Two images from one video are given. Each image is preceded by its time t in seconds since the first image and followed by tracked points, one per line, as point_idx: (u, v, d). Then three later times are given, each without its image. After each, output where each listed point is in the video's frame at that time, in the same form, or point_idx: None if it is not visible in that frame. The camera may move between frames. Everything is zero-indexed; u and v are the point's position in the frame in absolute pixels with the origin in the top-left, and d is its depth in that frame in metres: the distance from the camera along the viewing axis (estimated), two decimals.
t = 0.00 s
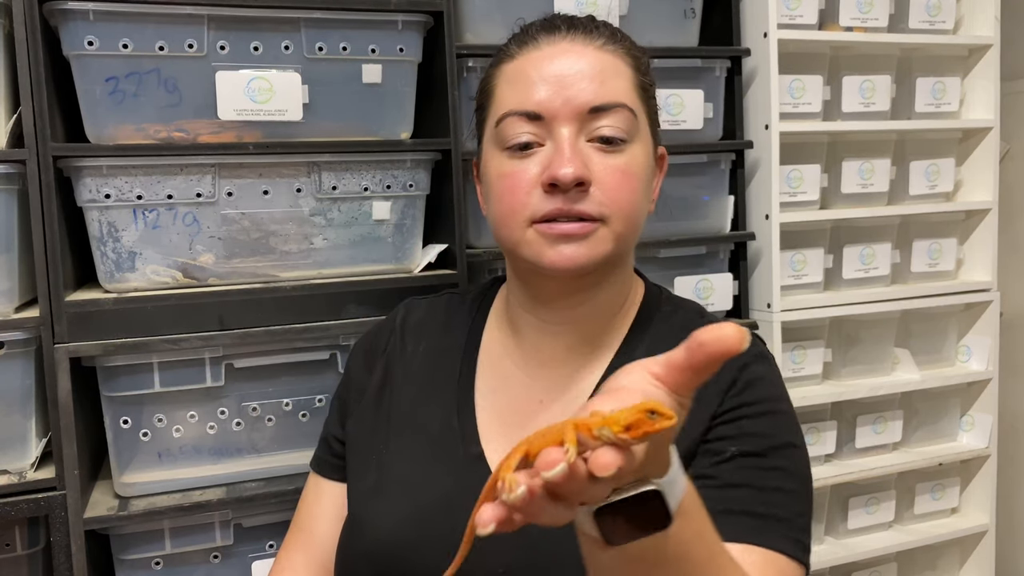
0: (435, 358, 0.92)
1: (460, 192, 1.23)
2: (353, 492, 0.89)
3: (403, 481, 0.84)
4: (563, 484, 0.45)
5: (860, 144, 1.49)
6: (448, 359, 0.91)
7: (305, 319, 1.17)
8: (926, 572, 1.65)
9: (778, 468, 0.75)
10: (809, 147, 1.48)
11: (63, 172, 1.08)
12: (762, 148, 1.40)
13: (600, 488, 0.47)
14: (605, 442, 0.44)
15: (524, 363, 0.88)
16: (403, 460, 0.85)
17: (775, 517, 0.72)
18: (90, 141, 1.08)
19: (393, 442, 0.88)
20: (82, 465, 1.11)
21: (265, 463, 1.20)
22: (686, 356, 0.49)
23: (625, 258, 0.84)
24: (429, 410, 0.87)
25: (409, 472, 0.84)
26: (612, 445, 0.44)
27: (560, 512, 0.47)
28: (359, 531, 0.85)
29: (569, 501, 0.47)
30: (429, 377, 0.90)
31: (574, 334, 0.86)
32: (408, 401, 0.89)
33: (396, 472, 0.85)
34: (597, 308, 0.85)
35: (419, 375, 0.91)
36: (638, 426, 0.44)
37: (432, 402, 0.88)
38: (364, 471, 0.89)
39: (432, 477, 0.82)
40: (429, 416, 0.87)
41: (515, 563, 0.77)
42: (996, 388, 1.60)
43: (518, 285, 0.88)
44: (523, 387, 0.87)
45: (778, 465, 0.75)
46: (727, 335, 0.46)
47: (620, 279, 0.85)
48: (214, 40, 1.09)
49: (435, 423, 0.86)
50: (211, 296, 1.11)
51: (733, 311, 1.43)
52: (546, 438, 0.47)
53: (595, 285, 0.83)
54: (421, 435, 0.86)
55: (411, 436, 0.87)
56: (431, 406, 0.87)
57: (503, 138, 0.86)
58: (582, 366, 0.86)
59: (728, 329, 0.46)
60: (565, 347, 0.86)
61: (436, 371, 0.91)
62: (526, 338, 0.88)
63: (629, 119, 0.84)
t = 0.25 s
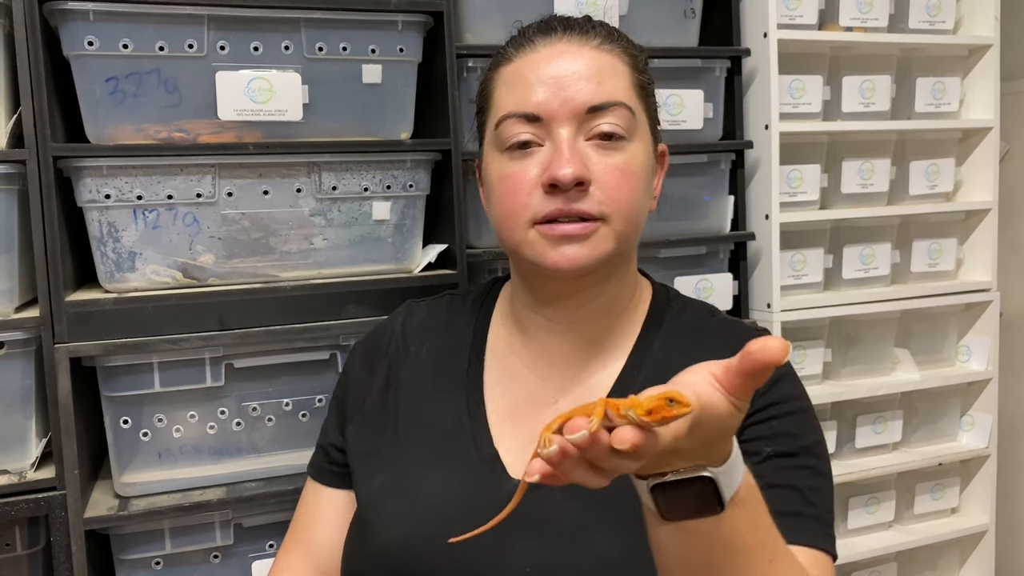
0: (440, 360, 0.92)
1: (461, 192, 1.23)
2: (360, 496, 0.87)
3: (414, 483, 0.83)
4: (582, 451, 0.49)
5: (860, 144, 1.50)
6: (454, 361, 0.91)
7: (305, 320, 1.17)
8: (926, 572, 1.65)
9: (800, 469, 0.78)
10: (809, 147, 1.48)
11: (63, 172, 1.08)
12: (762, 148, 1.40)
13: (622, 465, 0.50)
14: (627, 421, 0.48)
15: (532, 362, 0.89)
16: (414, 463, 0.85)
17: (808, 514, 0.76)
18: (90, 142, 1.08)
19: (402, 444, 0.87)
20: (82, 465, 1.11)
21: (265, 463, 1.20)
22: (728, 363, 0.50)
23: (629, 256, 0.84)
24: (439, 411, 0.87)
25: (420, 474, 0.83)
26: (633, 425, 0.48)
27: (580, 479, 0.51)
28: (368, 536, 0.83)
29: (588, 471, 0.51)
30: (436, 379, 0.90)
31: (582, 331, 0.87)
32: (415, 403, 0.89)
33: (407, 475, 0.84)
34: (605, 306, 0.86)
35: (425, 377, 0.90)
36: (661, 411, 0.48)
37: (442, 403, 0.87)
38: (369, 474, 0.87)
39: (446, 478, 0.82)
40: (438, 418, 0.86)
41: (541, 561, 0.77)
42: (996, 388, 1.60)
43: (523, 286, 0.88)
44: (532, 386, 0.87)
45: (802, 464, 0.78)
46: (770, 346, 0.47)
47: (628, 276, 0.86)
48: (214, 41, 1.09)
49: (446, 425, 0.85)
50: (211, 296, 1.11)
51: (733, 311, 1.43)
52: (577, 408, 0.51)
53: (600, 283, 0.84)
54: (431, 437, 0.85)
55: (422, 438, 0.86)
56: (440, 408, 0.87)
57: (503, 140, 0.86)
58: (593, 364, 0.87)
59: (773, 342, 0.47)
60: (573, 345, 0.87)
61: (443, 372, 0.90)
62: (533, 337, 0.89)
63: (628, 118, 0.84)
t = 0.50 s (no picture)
0: (446, 362, 0.91)
1: (461, 192, 1.23)
2: (370, 498, 0.86)
3: (428, 486, 0.82)
4: (602, 437, 0.48)
5: (860, 144, 1.50)
6: (461, 362, 0.90)
7: (305, 320, 1.17)
8: (926, 572, 1.65)
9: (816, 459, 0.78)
10: (809, 147, 1.48)
11: (63, 172, 1.08)
12: (762, 148, 1.40)
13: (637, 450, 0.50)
14: (644, 411, 0.47)
15: (536, 361, 0.89)
16: (427, 465, 0.84)
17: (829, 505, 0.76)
18: (90, 141, 1.08)
19: (413, 447, 0.86)
20: (82, 465, 1.11)
21: (265, 463, 1.20)
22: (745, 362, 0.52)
23: (631, 253, 0.85)
24: (449, 412, 0.86)
25: (435, 476, 0.82)
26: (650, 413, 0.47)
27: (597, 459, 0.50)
28: (384, 540, 0.82)
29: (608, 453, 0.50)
30: (444, 380, 0.89)
31: (588, 329, 0.87)
32: (425, 405, 0.88)
33: (421, 477, 0.83)
34: (611, 305, 0.86)
35: (433, 378, 0.90)
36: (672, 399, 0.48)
37: (452, 404, 0.87)
38: (381, 477, 0.86)
39: (463, 478, 0.81)
40: (449, 420, 0.86)
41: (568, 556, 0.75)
42: (996, 388, 1.60)
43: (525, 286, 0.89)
44: (538, 385, 0.87)
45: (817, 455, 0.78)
46: (777, 349, 0.49)
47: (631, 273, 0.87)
48: (214, 41, 1.09)
49: (458, 426, 0.85)
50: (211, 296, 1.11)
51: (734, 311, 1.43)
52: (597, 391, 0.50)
53: (604, 283, 0.84)
54: (444, 439, 0.85)
55: (434, 440, 0.85)
56: (451, 409, 0.86)
57: (502, 144, 0.86)
58: (600, 361, 0.87)
59: (779, 346, 0.49)
60: (578, 344, 0.87)
61: (450, 373, 0.90)
62: (538, 337, 0.89)
63: (625, 119, 0.84)
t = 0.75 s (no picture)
0: (449, 364, 0.90)
1: (461, 192, 1.23)
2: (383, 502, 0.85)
3: (443, 488, 0.82)
4: (690, 444, 0.55)
5: (860, 144, 1.50)
6: (465, 362, 0.90)
7: (305, 320, 1.17)
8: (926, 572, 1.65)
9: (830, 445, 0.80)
10: (809, 147, 1.48)
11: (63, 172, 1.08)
12: (762, 148, 1.40)
13: (723, 454, 0.56)
14: (726, 416, 0.54)
15: (535, 362, 0.89)
16: (439, 468, 0.83)
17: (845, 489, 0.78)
18: (90, 141, 1.08)
19: (423, 449, 0.85)
20: (82, 465, 1.11)
21: (265, 463, 1.20)
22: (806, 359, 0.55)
23: (627, 252, 0.85)
24: (457, 414, 0.86)
25: (448, 478, 0.82)
26: (732, 417, 0.54)
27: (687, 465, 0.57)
28: (401, 545, 0.81)
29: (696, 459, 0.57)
30: (449, 382, 0.89)
31: (590, 329, 0.87)
32: (431, 407, 0.87)
33: (434, 480, 0.83)
34: (611, 305, 0.87)
35: (437, 380, 0.89)
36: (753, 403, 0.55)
37: (459, 406, 0.86)
38: (391, 481, 0.85)
39: (478, 479, 0.81)
40: (458, 422, 0.85)
41: (595, 549, 0.76)
42: (996, 388, 1.60)
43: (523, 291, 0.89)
44: (538, 386, 0.87)
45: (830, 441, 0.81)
46: (834, 345, 0.52)
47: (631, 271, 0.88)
48: (215, 40, 1.09)
49: (468, 427, 0.85)
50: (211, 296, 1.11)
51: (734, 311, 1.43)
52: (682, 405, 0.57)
53: (603, 283, 0.85)
54: (454, 440, 0.84)
55: (443, 442, 0.85)
56: (459, 411, 0.86)
57: (491, 151, 0.86)
58: (603, 359, 0.88)
59: (841, 338, 0.52)
60: (576, 345, 0.88)
61: (454, 374, 0.89)
62: (536, 338, 0.89)
63: (613, 122, 0.84)
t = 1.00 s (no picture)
0: (455, 366, 0.89)
1: (462, 192, 1.23)
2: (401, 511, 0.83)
3: (466, 493, 0.81)
4: (718, 487, 0.56)
5: (860, 144, 1.50)
6: (472, 364, 0.89)
7: (305, 320, 1.17)
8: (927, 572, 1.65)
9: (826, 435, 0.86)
10: (809, 148, 1.48)
11: (63, 172, 1.08)
12: (762, 148, 1.40)
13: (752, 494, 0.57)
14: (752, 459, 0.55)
15: (542, 362, 0.89)
16: (457, 473, 0.82)
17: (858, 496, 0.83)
18: (91, 141, 1.08)
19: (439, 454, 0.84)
20: (82, 465, 1.11)
21: (265, 463, 1.20)
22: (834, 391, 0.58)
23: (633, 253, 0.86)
24: (471, 417, 0.85)
25: (470, 482, 0.81)
26: (758, 461, 0.54)
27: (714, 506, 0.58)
28: (427, 552, 0.80)
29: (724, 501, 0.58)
30: (458, 384, 0.87)
31: (599, 329, 0.89)
32: (443, 412, 0.86)
33: (455, 485, 0.82)
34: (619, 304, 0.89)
35: (446, 383, 0.87)
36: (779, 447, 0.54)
37: (472, 408, 0.85)
38: (408, 488, 0.84)
39: (502, 482, 0.80)
40: (472, 425, 0.84)
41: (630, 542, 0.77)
42: (996, 388, 1.60)
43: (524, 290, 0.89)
44: (548, 385, 0.88)
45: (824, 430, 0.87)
46: (862, 383, 0.55)
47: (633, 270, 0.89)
48: (215, 41, 1.10)
49: (484, 430, 0.84)
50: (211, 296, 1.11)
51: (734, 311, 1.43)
52: (709, 450, 0.59)
53: (613, 285, 0.86)
54: (472, 444, 0.83)
55: (461, 446, 0.84)
56: (472, 414, 0.85)
57: (504, 162, 0.84)
58: (611, 356, 0.89)
59: (868, 377, 0.55)
60: (586, 345, 0.89)
61: (462, 377, 0.88)
62: (541, 338, 0.89)
63: (626, 133, 0.84)
